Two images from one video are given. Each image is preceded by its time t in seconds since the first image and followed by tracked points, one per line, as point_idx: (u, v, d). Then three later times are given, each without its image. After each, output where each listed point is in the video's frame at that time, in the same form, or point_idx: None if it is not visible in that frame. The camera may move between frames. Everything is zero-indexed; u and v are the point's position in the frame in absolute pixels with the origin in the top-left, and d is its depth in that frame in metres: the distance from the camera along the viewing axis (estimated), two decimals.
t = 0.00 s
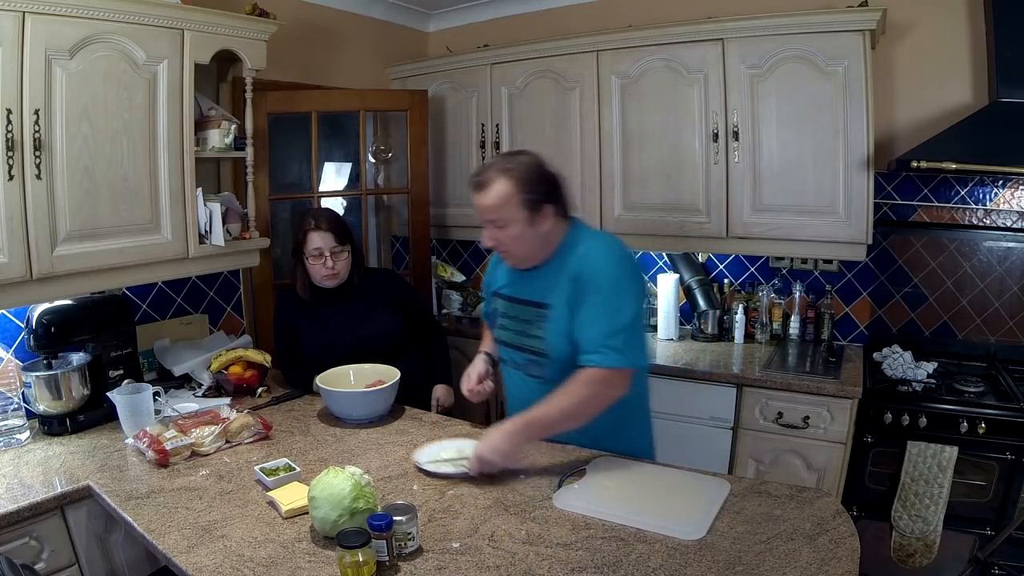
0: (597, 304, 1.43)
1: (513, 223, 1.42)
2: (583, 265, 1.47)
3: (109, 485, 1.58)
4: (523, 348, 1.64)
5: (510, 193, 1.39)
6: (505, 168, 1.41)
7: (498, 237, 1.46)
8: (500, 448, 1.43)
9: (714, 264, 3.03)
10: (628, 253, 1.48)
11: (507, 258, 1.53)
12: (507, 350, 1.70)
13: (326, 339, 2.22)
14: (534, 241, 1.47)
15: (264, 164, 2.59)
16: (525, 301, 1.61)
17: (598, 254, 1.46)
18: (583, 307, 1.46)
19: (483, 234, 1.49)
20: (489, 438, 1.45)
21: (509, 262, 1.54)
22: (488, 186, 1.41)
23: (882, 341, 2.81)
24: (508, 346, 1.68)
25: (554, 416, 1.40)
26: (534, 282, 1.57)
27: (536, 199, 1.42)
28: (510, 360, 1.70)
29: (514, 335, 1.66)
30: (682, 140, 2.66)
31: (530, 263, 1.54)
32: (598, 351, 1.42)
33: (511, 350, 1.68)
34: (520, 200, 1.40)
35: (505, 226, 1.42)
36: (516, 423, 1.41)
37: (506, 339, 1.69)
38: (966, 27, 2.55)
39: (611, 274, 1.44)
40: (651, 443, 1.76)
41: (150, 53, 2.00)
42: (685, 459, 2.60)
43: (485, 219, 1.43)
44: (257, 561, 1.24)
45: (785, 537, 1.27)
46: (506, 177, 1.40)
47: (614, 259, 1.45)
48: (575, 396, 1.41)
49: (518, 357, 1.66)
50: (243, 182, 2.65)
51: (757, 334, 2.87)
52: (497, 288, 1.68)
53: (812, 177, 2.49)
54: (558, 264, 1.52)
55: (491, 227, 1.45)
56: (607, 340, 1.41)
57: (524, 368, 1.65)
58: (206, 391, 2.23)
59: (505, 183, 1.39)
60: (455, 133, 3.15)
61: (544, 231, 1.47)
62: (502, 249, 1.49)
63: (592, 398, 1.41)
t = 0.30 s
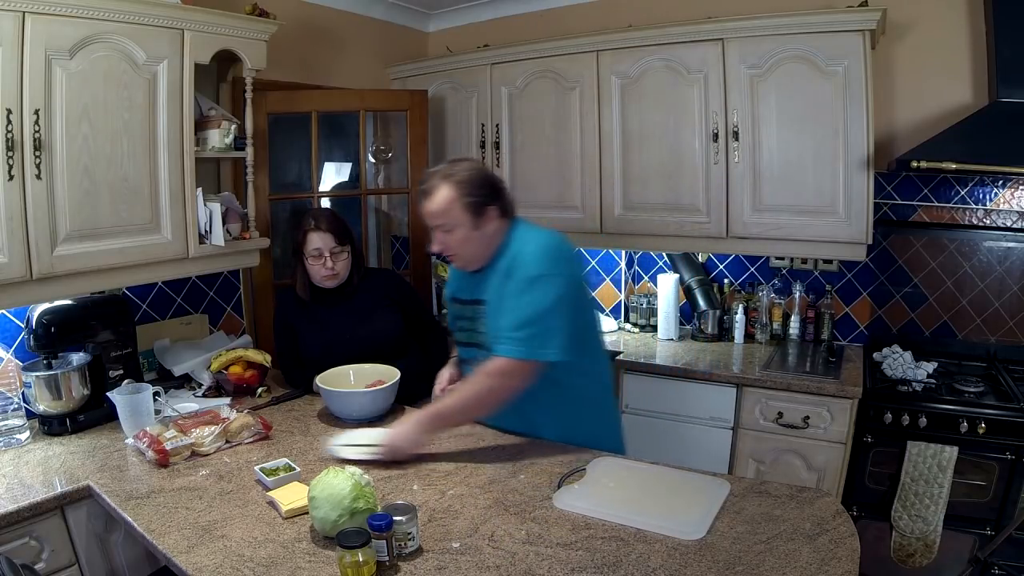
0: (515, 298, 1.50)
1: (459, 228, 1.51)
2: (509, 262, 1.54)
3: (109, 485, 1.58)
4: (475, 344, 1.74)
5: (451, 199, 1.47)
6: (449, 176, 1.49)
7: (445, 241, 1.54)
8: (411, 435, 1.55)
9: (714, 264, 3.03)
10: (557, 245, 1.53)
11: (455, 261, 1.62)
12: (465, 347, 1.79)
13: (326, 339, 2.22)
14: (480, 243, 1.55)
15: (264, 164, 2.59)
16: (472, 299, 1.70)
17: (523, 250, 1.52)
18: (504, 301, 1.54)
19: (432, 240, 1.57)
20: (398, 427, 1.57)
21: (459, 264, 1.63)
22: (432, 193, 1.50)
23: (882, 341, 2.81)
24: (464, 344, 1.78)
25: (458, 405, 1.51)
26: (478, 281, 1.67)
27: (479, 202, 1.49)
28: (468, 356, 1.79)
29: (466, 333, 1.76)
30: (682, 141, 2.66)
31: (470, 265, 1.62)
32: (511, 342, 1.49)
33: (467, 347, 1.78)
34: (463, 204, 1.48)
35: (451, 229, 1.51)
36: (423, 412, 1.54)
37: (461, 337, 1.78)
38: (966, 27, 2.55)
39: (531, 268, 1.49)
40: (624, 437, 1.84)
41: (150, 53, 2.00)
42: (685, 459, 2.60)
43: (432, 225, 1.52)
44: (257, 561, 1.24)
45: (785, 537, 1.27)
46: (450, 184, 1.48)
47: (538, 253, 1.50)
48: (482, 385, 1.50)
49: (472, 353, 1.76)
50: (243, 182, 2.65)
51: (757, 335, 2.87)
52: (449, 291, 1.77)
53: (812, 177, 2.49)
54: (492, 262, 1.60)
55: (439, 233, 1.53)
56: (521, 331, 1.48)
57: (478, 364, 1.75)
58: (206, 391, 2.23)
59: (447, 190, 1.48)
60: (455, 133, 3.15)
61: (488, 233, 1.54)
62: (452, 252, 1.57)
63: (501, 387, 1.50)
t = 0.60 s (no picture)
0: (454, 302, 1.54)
1: (432, 234, 1.57)
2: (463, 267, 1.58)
3: (109, 485, 1.58)
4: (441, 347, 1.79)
5: (424, 207, 1.54)
6: (419, 185, 1.56)
7: (420, 249, 1.60)
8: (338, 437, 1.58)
9: (714, 264, 3.03)
10: (514, 256, 1.56)
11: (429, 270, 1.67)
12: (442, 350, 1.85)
13: (326, 339, 2.22)
14: (453, 249, 1.61)
15: (264, 164, 2.59)
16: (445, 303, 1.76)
17: (478, 257, 1.56)
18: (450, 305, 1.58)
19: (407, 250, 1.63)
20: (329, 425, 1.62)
21: (434, 274, 1.67)
22: (404, 203, 1.56)
23: (882, 341, 2.81)
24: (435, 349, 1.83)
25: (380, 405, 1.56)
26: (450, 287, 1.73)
27: (450, 208, 1.57)
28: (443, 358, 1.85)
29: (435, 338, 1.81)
30: (683, 141, 2.66)
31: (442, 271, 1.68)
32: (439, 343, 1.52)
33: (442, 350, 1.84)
34: (435, 211, 1.55)
35: (425, 236, 1.57)
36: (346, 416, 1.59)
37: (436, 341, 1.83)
38: (966, 27, 2.55)
39: (476, 274, 1.53)
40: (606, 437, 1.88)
41: (150, 53, 2.00)
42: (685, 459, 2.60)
43: (405, 234, 1.58)
44: (257, 561, 1.24)
45: (785, 537, 1.27)
46: (421, 193, 1.55)
47: (489, 261, 1.53)
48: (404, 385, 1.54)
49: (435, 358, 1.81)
50: (244, 182, 2.65)
51: (757, 335, 2.87)
52: (431, 297, 1.84)
53: (812, 177, 2.49)
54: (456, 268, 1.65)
55: (413, 241, 1.59)
56: (449, 333, 1.50)
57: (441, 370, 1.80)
58: (206, 391, 2.23)
59: (418, 198, 1.55)
60: (455, 133, 3.14)
61: (459, 238, 1.60)
62: (427, 261, 1.62)
63: (422, 387, 1.54)
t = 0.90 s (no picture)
0: (508, 308, 1.54)
1: (441, 232, 1.54)
2: (486, 271, 1.57)
3: (109, 485, 1.58)
4: (451, 351, 1.76)
5: (429, 206, 1.52)
6: (414, 187, 1.54)
7: (431, 250, 1.56)
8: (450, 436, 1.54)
9: (714, 264, 3.03)
10: (527, 251, 1.57)
11: (436, 272, 1.64)
12: (439, 353, 1.81)
13: (326, 339, 2.22)
14: (460, 245, 1.60)
15: (263, 164, 2.59)
16: (444, 307, 1.72)
17: (500, 259, 1.55)
18: (495, 310, 1.57)
19: (414, 256, 1.58)
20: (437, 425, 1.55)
21: (440, 274, 1.65)
22: (406, 207, 1.52)
23: (882, 341, 2.81)
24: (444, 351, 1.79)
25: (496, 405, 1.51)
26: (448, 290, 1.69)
27: (451, 202, 1.56)
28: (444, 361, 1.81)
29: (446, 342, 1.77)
30: (683, 141, 2.66)
31: (447, 273, 1.64)
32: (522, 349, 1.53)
33: (441, 353, 1.80)
34: (439, 209, 1.54)
35: (435, 236, 1.54)
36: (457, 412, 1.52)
37: (438, 344, 1.80)
38: (966, 27, 2.55)
39: (513, 277, 1.53)
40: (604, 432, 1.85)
41: (150, 53, 2.00)
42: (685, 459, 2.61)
43: (414, 238, 1.54)
44: (257, 561, 1.24)
45: (785, 537, 1.27)
46: (420, 194, 1.53)
47: (514, 262, 1.54)
48: (517, 385, 1.52)
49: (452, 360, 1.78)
50: (244, 182, 2.65)
51: (757, 334, 2.87)
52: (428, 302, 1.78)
53: (812, 177, 2.49)
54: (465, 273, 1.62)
55: (421, 244, 1.56)
56: (529, 337, 1.52)
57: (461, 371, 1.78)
58: (206, 391, 2.24)
59: (421, 199, 1.52)
60: (455, 133, 3.14)
61: (463, 232, 1.60)
62: (437, 261, 1.59)
63: (532, 387, 1.52)
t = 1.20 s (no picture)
0: (544, 304, 1.42)
1: (475, 234, 1.39)
2: (522, 270, 1.47)
3: (109, 485, 1.58)
4: (478, 354, 1.66)
5: (466, 208, 1.35)
6: (448, 187, 1.35)
7: (467, 254, 1.41)
8: (535, 483, 1.30)
9: (714, 264, 3.03)
10: (558, 249, 1.49)
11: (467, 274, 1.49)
12: (462, 356, 1.70)
13: (326, 339, 2.22)
14: (492, 244, 1.46)
15: (264, 164, 2.59)
16: (471, 309, 1.61)
17: (535, 257, 1.46)
18: (532, 308, 1.45)
19: (445, 259, 1.42)
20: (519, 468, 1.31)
21: (472, 275, 1.51)
22: (439, 210, 1.34)
23: (883, 341, 2.81)
24: (468, 354, 1.68)
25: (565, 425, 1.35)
26: (474, 292, 1.58)
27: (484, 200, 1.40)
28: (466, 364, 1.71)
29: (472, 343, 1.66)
30: (683, 141, 2.66)
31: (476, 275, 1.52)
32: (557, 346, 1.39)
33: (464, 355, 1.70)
34: (475, 210, 1.37)
35: (471, 240, 1.39)
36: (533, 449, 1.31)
37: (462, 347, 1.69)
38: (966, 27, 2.55)
39: (549, 272, 1.43)
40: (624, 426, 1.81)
41: (150, 53, 2.00)
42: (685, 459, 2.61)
43: (448, 243, 1.38)
44: (257, 561, 1.24)
45: (785, 537, 1.27)
46: (456, 194, 1.35)
47: (548, 259, 1.45)
48: (575, 392, 1.35)
49: (478, 363, 1.67)
50: (244, 182, 2.65)
51: (757, 334, 2.87)
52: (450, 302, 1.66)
53: (812, 177, 2.49)
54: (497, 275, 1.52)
55: (454, 248, 1.39)
56: (565, 332, 1.38)
57: (488, 374, 1.68)
58: (206, 391, 2.23)
59: (454, 199, 1.34)
60: (455, 133, 3.14)
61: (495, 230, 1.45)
62: (471, 263, 1.44)
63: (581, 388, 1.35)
